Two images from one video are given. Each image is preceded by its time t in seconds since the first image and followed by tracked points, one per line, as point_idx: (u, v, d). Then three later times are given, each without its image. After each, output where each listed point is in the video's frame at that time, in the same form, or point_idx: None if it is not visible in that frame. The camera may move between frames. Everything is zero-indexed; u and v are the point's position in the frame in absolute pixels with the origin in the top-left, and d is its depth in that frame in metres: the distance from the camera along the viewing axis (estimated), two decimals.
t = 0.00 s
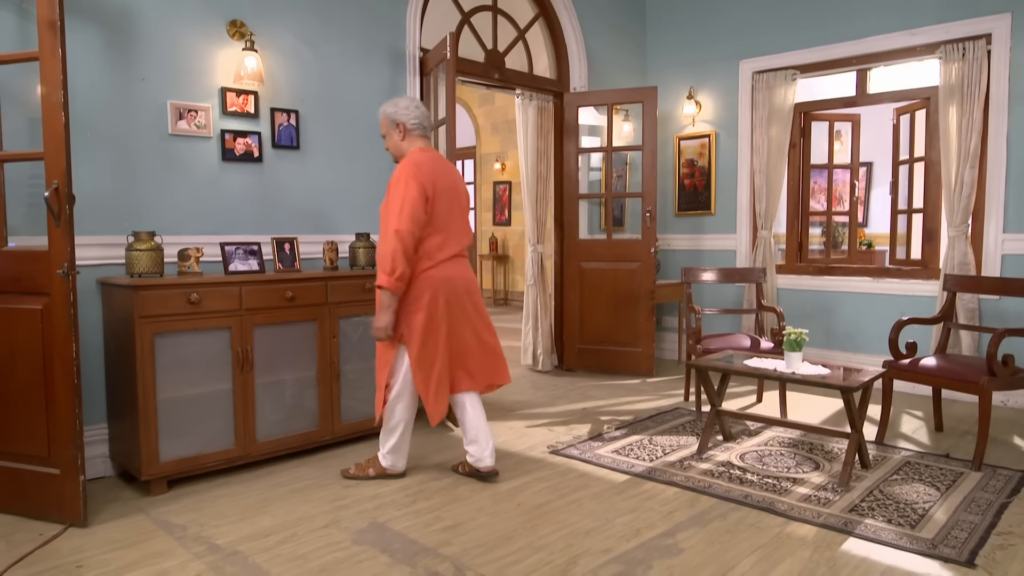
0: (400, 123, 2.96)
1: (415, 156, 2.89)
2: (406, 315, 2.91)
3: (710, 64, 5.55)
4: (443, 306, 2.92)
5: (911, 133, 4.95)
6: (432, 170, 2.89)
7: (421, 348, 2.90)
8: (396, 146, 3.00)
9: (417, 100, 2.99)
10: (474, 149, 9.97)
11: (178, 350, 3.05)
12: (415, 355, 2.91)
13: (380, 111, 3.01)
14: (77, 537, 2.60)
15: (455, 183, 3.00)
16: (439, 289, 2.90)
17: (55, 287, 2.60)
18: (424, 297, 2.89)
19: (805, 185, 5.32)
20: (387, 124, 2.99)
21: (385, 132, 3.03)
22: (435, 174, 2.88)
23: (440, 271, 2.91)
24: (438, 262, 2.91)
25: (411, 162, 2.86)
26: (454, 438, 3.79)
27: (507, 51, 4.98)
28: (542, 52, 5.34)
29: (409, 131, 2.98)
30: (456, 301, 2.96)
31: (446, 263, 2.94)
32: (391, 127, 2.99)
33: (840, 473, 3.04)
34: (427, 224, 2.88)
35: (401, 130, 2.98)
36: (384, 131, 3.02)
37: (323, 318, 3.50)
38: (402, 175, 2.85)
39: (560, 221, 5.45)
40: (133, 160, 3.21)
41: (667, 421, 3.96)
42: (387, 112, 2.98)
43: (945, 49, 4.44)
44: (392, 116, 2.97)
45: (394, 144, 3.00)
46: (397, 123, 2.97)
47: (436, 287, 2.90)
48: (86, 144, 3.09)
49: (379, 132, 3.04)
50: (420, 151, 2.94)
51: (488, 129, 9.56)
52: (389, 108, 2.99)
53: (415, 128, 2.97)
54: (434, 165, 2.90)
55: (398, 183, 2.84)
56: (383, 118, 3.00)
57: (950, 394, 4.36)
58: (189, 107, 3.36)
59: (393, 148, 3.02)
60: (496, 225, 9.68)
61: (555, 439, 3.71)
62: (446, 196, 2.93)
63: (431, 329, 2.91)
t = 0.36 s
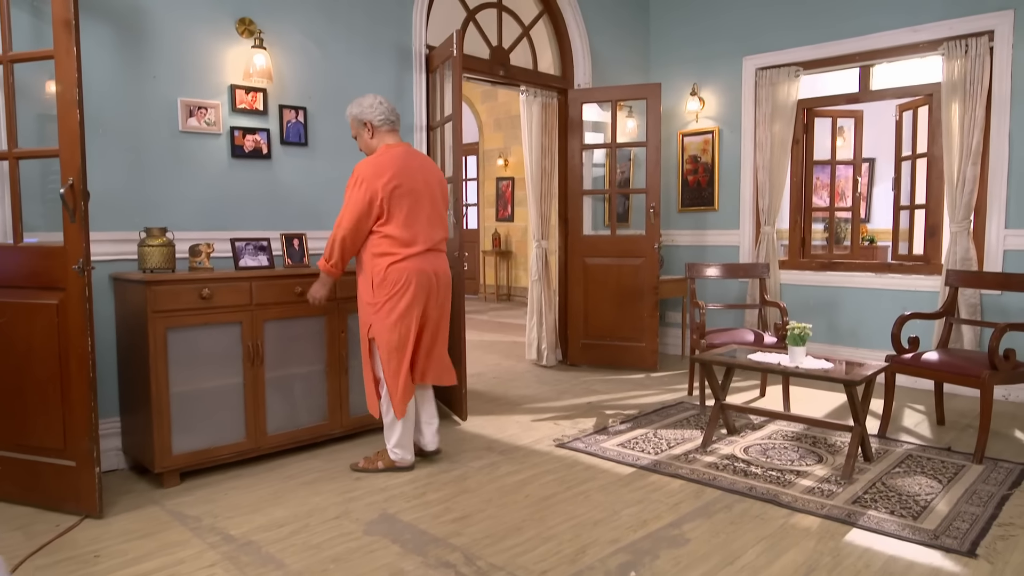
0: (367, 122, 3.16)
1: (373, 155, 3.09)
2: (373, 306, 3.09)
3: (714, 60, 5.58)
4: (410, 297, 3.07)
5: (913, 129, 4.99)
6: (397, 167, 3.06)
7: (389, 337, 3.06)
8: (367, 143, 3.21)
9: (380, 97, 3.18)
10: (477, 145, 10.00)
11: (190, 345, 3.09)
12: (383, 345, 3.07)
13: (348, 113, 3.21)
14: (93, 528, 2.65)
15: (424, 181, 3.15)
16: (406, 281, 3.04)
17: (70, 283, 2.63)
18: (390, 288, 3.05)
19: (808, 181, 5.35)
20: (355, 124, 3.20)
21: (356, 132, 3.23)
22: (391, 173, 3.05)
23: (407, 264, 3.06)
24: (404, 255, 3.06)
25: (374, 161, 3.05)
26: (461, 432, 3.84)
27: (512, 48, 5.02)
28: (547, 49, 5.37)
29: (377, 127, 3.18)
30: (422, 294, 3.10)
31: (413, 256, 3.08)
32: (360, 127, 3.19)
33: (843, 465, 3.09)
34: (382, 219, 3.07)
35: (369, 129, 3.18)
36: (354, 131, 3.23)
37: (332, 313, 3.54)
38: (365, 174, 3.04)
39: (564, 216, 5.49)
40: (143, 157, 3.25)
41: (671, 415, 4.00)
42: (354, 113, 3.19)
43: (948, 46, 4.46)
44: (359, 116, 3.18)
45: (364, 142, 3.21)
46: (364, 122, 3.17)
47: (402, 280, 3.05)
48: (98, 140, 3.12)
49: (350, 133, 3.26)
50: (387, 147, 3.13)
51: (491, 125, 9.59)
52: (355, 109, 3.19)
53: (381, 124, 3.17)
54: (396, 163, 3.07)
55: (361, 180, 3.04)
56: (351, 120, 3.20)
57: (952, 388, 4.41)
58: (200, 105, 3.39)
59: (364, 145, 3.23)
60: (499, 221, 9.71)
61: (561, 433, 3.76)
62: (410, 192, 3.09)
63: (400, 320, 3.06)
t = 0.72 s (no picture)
0: (367, 121, 3.20)
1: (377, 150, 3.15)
2: (379, 299, 3.13)
3: (723, 55, 5.58)
4: (416, 289, 3.13)
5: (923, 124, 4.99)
6: (400, 163, 3.12)
7: (398, 329, 3.11)
8: (368, 142, 3.26)
9: (378, 97, 3.22)
10: (485, 140, 10.02)
11: (206, 338, 3.13)
12: (391, 337, 3.12)
13: (348, 113, 3.25)
14: (113, 518, 2.70)
15: (425, 176, 3.22)
16: (412, 273, 3.10)
17: (90, 277, 2.68)
18: (397, 280, 3.10)
19: (817, 176, 5.35)
20: (356, 123, 3.24)
21: (356, 132, 3.27)
22: (394, 168, 3.11)
23: (412, 256, 3.12)
24: (410, 247, 3.12)
25: (378, 156, 3.10)
26: (471, 425, 3.87)
27: (522, 44, 5.04)
28: (556, 45, 5.39)
29: (377, 126, 3.22)
30: (427, 285, 3.17)
31: (418, 249, 3.15)
32: (360, 126, 3.24)
33: (852, 459, 3.11)
34: (385, 212, 3.13)
35: (370, 127, 3.22)
36: (354, 131, 3.27)
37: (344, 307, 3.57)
38: (369, 168, 3.09)
39: (573, 212, 5.51)
40: (159, 153, 3.29)
41: (680, 409, 4.03)
42: (354, 113, 3.23)
43: (959, 41, 4.45)
44: (359, 116, 3.22)
45: (365, 141, 3.26)
46: (365, 121, 3.21)
47: (409, 272, 3.11)
48: (115, 136, 3.16)
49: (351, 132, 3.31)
50: (388, 144, 3.18)
51: (499, 120, 9.61)
52: (355, 108, 3.23)
53: (381, 122, 3.21)
54: (399, 158, 3.13)
55: (366, 176, 3.09)
56: (352, 119, 3.25)
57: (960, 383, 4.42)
58: (214, 101, 3.43)
59: (365, 144, 3.28)
60: (507, 216, 9.73)
61: (570, 426, 3.79)
62: (413, 187, 3.15)
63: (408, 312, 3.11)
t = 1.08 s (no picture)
0: (371, 119, 3.23)
1: (389, 144, 3.21)
2: (393, 291, 3.17)
3: (729, 51, 5.58)
4: (427, 282, 3.25)
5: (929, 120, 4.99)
6: (412, 158, 3.22)
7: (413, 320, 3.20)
8: (371, 140, 3.28)
9: (380, 96, 3.26)
10: (490, 136, 10.03)
11: (217, 332, 3.17)
12: (405, 329, 3.18)
13: (351, 111, 3.28)
14: (126, 510, 2.74)
15: (429, 172, 3.34)
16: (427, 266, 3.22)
17: (103, 272, 2.71)
18: (413, 273, 3.19)
19: (822, 172, 5.36)
20: (358, 122, 3.27)
21: (359, 131, 3.30)
22: (409, 163, 3.20)
23: (425, 250, 3.23)
24: (423, 241, 3.23)
25: (392, 151, 3.17)
26: (479, 419, 3.90)
27: (528, 40, 5.05)
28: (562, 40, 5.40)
29: (381, 123, 3.25)
30: (435, 278, 3.29)
31: (429, 243, 3.27)
32: (364, 124, 3.26)
33: (858, 453, 3.13)
34: (399, 206, 3.19)
35: (373, 125, 3.25)
36: (357, 130, 3.30)
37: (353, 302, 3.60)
38: (386, 162, 3.14)
39: (579, 207, 5.53)
40: (170, 149, 3.32)
41: (686, 403, 4.05)
42: (356, 112, 3.26)
43: (966, 36, 4.44)
44: (362, 114, 3.25)
45: (368, 139, 3.29)
46: (368, 119, 3.24)
47: (424, 265, 3.22)
48: (126, 132, 3.19)
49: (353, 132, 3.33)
50: (394, 141, 3.23)
51: (505, 116, 9.62)
52: (358, 107, 3.26)
53: (385, 120, 3.25)
54: (411, 154, 3.22)
55: (382, 169, 3.13)
56: (354, 118, 3.27)
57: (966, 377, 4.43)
58: (224, 97, 3.46)
59: (368, 142, 3.30)
60: (512, 212, 9.75)
61: (577, 421, 3.82)
62: (423, 182, 3.27)
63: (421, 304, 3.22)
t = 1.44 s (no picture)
0: (372, 115, 3.24)
1: (394, 137, 3.23)
2: (405, 285, 3.19)
3: (731, 45, 5.58)
4: (437, 274, 3.28)
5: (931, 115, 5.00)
6: (417, 151, 3.25)
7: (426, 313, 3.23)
8: (373, 136, 3.30)
9: (379, 91, 3.27)
10: (492, 130, 10.03)
11: (222, 326, 3.18)
12: (417, 322, 3.21)
13: (351, 108, 3.28)
14: (134, 502, 2.76)
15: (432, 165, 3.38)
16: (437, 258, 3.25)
17: (110, 266, 2.73)
18: (424, 266, 3.22)
19: (825, 167, 5.37)
20: (358, 118, 3.28)
21: (359, 127, 3.31)
22: (415, 156, 3.24)
23: (435, 243, 3.27)
24: (432, 233, 3.27)
25: (398, 144, 3.19)
26: (482, 413, 3.93)
27: (531, 35, 5.05)
28: (565, 35, 5.40)
29: (382, 118, 3.27)
30: (444, 271, 3.33)
31: (438, 235, 3.31)
32: (365, 120, 3.27)
33: (859, 447, 3.15)
34: (407, 199, 3.21)
35: (374, 121, 3.26)
36: (358, 126, 3.30)
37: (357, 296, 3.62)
38: (394, 156, 3.16)
39: (581, 202, 5.54)
40: (175, 143, 3.33)
41: (688, 397, 4.07)
42: (356, 108, 3.26)
43: (969, 31, 4.45)
44: (362, 110, 3.25)
45: (370, 135, 3.30)
46: (369, 115, 3.25)
47: (434, 257, 3.25)
48: (132, 127, 3.20)
49: (352, 128, 3.33)
50: (397, 136, 3.25)
51: (507, 110, 9.62)
52: (358, 104, 3.27)
53: (386, 115, 3.26)
54: (416, 146, 3.26)
55: (390, 163, 3.15)
56: (355, 114, 3.28)
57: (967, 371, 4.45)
58: (228, 92, 3.47)
59: (370, 138, 3.31)
60: (514, 206, 9.76)
61: (580, 414, 3.84)
62: (429, 175, 3.30)
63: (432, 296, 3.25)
